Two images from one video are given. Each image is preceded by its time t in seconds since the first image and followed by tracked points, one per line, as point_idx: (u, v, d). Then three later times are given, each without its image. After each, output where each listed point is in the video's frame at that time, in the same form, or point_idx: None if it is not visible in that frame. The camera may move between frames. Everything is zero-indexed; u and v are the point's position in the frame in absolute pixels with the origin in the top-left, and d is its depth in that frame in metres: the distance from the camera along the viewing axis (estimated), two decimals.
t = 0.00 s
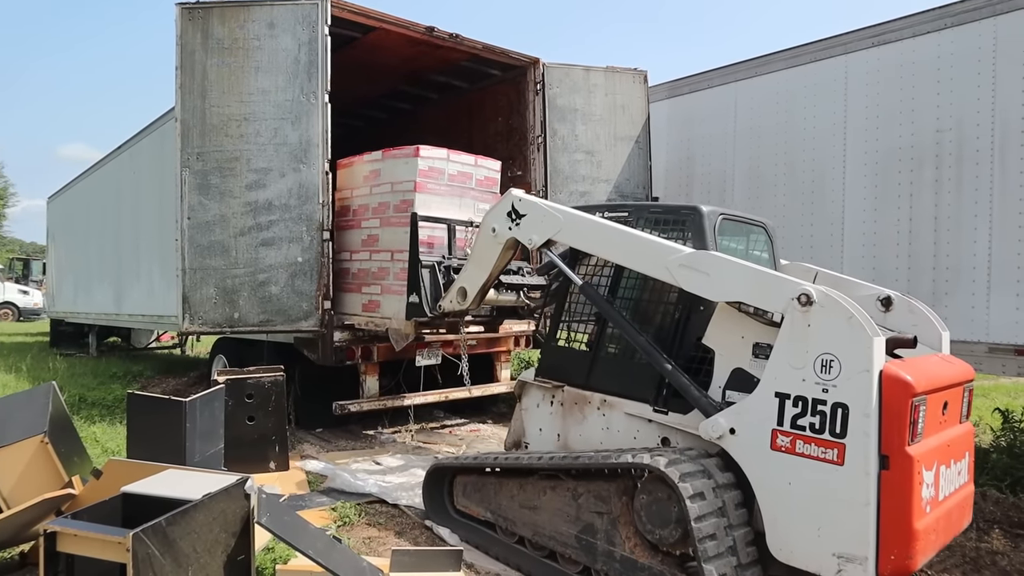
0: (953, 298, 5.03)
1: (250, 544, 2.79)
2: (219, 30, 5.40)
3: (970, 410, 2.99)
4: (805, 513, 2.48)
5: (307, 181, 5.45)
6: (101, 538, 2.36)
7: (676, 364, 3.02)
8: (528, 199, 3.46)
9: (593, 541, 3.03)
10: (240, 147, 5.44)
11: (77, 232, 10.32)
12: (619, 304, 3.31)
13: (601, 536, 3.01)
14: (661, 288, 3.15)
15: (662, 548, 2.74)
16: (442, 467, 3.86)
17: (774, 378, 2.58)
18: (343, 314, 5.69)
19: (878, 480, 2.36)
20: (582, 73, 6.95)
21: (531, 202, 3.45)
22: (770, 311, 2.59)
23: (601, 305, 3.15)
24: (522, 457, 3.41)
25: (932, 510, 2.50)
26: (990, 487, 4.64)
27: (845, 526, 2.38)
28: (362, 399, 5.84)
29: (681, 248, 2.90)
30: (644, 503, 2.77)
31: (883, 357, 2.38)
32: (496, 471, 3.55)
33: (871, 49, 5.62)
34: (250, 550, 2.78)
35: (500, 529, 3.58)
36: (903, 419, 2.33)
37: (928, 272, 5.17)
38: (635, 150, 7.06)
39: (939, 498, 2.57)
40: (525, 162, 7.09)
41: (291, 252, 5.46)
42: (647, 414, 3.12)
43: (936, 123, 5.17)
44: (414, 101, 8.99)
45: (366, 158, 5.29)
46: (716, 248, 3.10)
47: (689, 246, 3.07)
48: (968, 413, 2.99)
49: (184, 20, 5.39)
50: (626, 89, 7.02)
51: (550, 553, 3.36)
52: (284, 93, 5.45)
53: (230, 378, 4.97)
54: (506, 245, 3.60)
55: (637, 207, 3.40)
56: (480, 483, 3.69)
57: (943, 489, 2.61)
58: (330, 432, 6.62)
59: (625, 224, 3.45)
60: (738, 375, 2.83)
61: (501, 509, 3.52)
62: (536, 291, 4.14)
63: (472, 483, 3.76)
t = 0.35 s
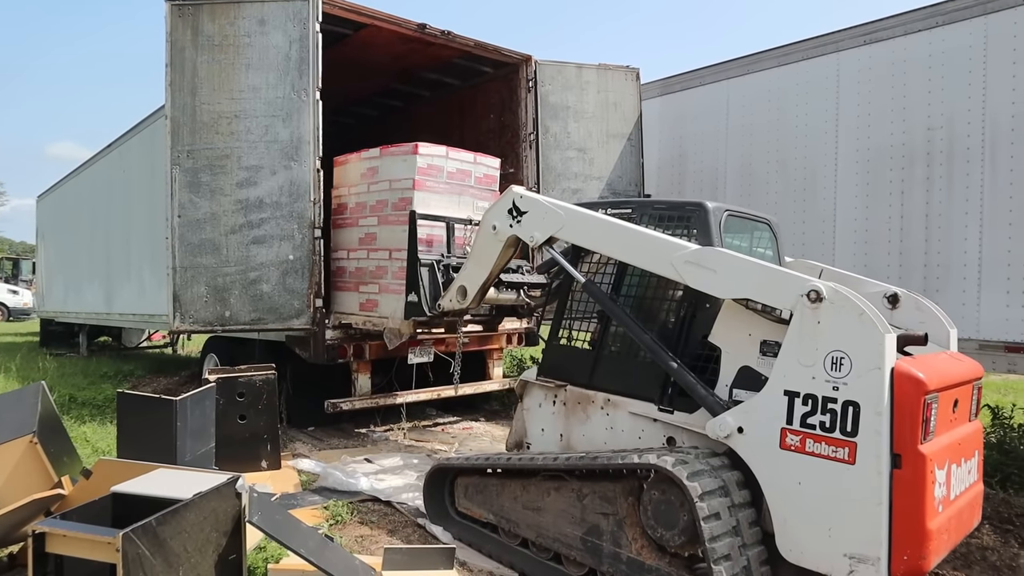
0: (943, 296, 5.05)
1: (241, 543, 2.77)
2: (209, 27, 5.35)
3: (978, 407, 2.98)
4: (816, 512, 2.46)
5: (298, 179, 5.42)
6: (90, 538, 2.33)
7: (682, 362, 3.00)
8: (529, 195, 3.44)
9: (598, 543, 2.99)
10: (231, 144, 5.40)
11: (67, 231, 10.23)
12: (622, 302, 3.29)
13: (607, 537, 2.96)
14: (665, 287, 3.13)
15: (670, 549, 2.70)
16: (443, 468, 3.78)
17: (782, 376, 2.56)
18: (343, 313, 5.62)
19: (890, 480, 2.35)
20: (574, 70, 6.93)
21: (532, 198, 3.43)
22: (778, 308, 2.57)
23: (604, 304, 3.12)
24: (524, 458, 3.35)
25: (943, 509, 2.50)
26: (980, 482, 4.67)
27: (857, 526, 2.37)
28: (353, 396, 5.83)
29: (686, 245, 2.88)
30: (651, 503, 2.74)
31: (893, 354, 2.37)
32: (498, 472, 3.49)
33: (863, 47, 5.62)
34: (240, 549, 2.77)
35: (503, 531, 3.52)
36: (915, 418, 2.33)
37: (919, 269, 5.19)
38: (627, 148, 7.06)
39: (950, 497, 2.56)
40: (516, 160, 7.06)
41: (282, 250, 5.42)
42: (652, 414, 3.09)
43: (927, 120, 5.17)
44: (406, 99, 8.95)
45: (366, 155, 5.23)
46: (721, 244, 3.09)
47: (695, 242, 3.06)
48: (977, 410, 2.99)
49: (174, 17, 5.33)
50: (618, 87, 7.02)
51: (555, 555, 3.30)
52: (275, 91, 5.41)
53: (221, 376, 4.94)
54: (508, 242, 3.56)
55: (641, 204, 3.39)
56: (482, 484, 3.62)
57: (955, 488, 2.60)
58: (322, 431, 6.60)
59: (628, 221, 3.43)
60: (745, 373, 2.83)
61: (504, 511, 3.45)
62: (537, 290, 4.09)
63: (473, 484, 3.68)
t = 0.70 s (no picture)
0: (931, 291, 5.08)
1: (234, 540, 2.76)
2: (199, 21, 5.28)
3: (987, 402, 2.99)
4: (828, 509, 2.46)
5: (289, 174, 5.44)
6: (82, 536, 2.29)
7: (689, 358, 2.99)
8: (531, 190, 3.42)
9: (605, 542, 2.96)
10: (222, 139, 5.35)
11: (55, 227, 10.11)
12: (627, 298, 3.28)
13: (614, 536, 2.94)
14: (671, 282, 3.12)
15: (679, 547, 2.69)
16: (446, 467, 3.73)
17: (792, 371, 2.55)
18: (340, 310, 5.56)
19: (903, 476, 2.35)
20: (565, 65, 6.92)
21: (534, 193, 3.41)
22: (789, 302, 2.56)
23: (609, 299, 3.09)
24: (530, 455, 3.32)
25: (956, 505, 2.50)
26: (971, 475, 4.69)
27: (870, 523, 2.37)
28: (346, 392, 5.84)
29: (693, 239, 2.86)
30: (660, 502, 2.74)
31: (906, 348, 2.37)
32: (503, 470, 3.45)
33: (854, 42, 5.62)
34: (233, 545, 2.75)
35: (506, 530, 3.47)
36: (928, 415, 2.32)
37: (910, 263, 5.21)
38: (619, 142, 7.02)
39: (962, 493, 2.57)
40: (508, 155, 7.04)
41: (274, 246, 5.42)
42: (659, 411, 3.08)
43: (918, 115, 5.17)
44: (398, 93, 8.89)
45: (365, 150, 5.20)
46: (728, 239, 3.09)
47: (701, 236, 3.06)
48: (986, 405, 2.99)
49: (162, 10, 5.20)
50: (610, 81, 6.97)
51: (561, 555, 3.26)
52: (265, 86, 5.40)
53: (213, 372, 4.92)
54: (511, 237, 3.53)
55: (646, 197, 3.38)
56: (485, 483, 3.56)
57: (966, 483, 2.60)
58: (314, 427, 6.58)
59: (632, 215, 3.42)
60: (753, 369, 2.81)
61: (507, 510, 3.41)
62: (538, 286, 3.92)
63: (476, 483, 3.63)
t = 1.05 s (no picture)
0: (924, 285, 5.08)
1: (229, 536, 2.74)
2: (192, 15, 5.23)
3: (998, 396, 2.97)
4: (843, 507, 2.44)
5: (283, 169, 5.39)
6: (77, 533, 2.27)
7: (698, 354, 2.97)
8: (535, 185, 3.40)
9: (615, 542, 2.93)
10: (215, 135, 5.30)
11: (47, 223, 10.05)
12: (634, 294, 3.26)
13: (624, 536, 2.90)
14: (680, 278, 3.08)
15: (691, 546, 2.66)
16: (450, 466, 3.69)
17: (804, 367, 2.54)
18: (339, 312, 5.51)
19: (920, 472, 2.33)
20: (559, 60, 6.90)
21: (538, 188, 3.38)
22: (801, 297, 2.55)
23: (614, 294, 3.07)
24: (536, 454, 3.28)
25: (971, 502, 2.49)
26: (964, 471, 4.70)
27: (885, 520, 2.35)
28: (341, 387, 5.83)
29: (701, 234, 2.84)
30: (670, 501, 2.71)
31: (920, 343, 2.35)
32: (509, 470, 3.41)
33: (848, 37, 5.61)
34: (228, 542, 2.73)
35: (512, 530, 3.44)
36: (944, 410, 2.30)
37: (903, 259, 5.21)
38: (614, 138, 6.96)
39: (976, 489, 2.55)
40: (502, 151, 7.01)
41: (267, 241, 5.38)
42: (667, 408, 3.06)
43: (912, 110, 5.17)
44: (391, 88, 8.85)
45: (362, 149, 5.15)
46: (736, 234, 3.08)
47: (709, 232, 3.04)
48: (997, 399, 2.97)
49: (154, 5, 5.17)
50: (604, 77, 6.94)
51: (568, 555, 3.23)
52: (259, 81, 5.35)
53: (207, 368, 4.89)
54: (514, 234, 3.51)
55: (652, 192, 3.34)
56: (491, 483, 3.52)
57: (980, 479, 2.59)
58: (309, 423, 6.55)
59: (639, 210, 3.37)
60: (763, 364, 2.80)
61: (514, 510, 3.37)
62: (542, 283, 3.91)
63: (482, 484, 3.59)
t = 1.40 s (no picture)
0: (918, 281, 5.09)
1: (225, 532, 2.72)
2: (185, 10, 5.20)
3: (1007, 394, 2.95)
4: (855, 505, 2.41)
5: (277, 165, 5.38)
6: (72, 530, 2.25)
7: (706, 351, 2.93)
8: (539, 181, 3.38)
9: (622, 541, 2.88)
10: (209, 130, 5.27)
11: (40, 219, 9.98)
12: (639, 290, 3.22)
13: (632, 536, 2.86)
14: (685, 276, 3.07)
15: (701, 546, 2.62)
16: (452, 466, 3.65)
17: (815, 365, 2.51)
18: (337, 308, 5.47)
19: (933, 469, 2.29)
20: (554, 56, 6.87)
21: (542, 184, 3.36)
22: (812, 293, 2.51)
23: (619, 291, 3.07)
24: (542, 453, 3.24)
25: (983, 500, 2.47)
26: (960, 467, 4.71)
27: (898, 519, 2.33)
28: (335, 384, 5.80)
29: (709, 230, 2.81)
30: (680, 500, 2.67)
31: (934, 339, 2.31)
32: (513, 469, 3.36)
33: (842, 34, 5.59)
34: (224, 538, 2.71)
35: (517, 530, 3.39)
36: (958, 407, 2.26)
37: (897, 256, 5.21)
38: (608, 134, 6.96)
39: (988, 487, 2.52)
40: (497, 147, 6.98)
41: (262, 237, 5.36)
42: (674, 406, 3.01)
43: (905, 108, 5.17)
44: (385, 84, 8.80)
45: (362, 144, 5.11)
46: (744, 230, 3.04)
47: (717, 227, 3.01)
48: (1006, 397, 2.96)
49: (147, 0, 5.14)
50: (599, 73, 6.93)
51: (576, 555, 3.17)
52: (253, 76, 5.32)
53: (202, 364, 4.86)
54: (517, 231, 3.50)
55: (659, 188, 3.32)
56: (496, 483, 3.48)
57: (991, 477, 2.57)
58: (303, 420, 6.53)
59: (645, 206, 3.36)
60: (773, 362, 2.74)
61: (519, 510, 3.33)
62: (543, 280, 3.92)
63: (486, 483, 3.55)
